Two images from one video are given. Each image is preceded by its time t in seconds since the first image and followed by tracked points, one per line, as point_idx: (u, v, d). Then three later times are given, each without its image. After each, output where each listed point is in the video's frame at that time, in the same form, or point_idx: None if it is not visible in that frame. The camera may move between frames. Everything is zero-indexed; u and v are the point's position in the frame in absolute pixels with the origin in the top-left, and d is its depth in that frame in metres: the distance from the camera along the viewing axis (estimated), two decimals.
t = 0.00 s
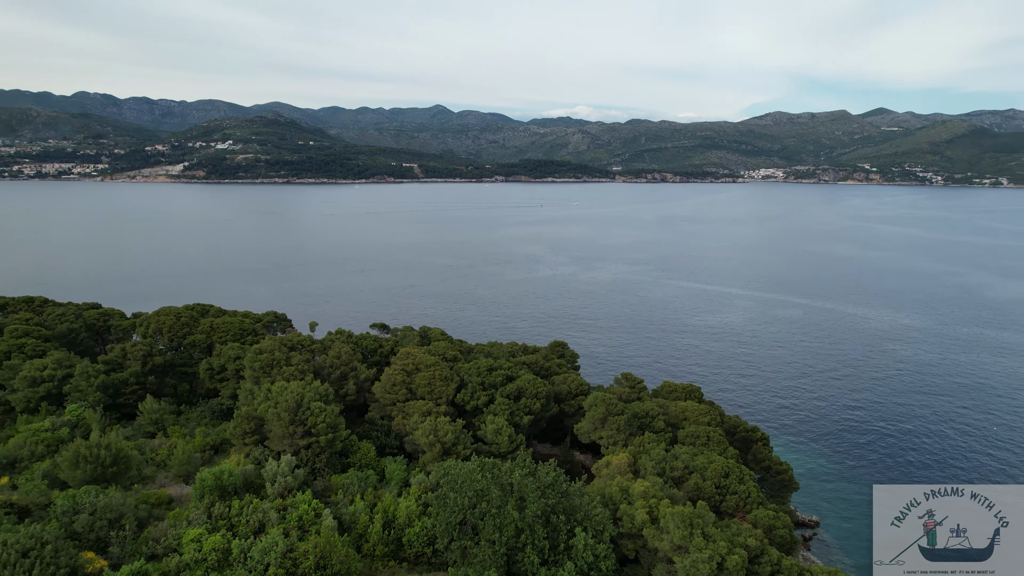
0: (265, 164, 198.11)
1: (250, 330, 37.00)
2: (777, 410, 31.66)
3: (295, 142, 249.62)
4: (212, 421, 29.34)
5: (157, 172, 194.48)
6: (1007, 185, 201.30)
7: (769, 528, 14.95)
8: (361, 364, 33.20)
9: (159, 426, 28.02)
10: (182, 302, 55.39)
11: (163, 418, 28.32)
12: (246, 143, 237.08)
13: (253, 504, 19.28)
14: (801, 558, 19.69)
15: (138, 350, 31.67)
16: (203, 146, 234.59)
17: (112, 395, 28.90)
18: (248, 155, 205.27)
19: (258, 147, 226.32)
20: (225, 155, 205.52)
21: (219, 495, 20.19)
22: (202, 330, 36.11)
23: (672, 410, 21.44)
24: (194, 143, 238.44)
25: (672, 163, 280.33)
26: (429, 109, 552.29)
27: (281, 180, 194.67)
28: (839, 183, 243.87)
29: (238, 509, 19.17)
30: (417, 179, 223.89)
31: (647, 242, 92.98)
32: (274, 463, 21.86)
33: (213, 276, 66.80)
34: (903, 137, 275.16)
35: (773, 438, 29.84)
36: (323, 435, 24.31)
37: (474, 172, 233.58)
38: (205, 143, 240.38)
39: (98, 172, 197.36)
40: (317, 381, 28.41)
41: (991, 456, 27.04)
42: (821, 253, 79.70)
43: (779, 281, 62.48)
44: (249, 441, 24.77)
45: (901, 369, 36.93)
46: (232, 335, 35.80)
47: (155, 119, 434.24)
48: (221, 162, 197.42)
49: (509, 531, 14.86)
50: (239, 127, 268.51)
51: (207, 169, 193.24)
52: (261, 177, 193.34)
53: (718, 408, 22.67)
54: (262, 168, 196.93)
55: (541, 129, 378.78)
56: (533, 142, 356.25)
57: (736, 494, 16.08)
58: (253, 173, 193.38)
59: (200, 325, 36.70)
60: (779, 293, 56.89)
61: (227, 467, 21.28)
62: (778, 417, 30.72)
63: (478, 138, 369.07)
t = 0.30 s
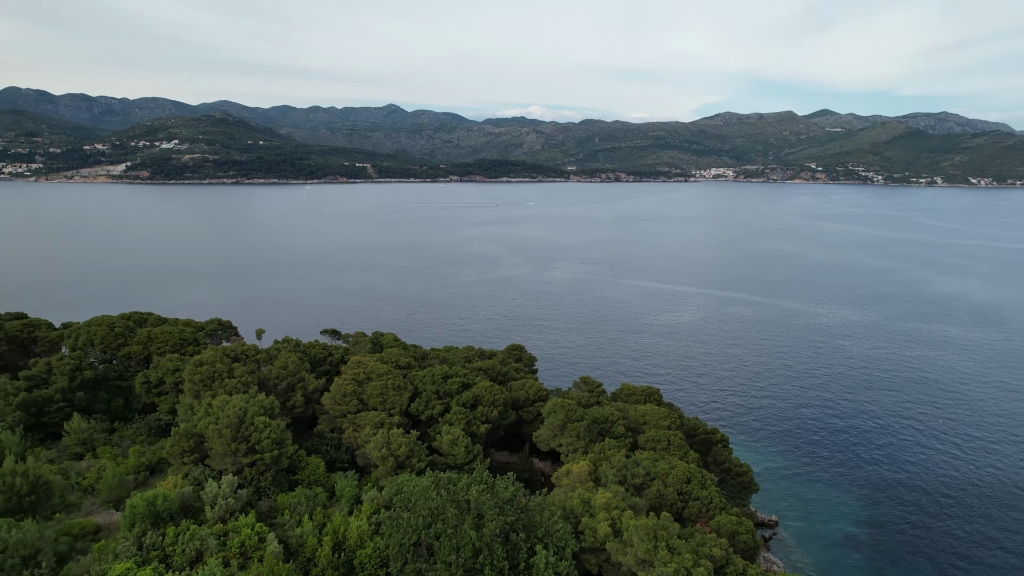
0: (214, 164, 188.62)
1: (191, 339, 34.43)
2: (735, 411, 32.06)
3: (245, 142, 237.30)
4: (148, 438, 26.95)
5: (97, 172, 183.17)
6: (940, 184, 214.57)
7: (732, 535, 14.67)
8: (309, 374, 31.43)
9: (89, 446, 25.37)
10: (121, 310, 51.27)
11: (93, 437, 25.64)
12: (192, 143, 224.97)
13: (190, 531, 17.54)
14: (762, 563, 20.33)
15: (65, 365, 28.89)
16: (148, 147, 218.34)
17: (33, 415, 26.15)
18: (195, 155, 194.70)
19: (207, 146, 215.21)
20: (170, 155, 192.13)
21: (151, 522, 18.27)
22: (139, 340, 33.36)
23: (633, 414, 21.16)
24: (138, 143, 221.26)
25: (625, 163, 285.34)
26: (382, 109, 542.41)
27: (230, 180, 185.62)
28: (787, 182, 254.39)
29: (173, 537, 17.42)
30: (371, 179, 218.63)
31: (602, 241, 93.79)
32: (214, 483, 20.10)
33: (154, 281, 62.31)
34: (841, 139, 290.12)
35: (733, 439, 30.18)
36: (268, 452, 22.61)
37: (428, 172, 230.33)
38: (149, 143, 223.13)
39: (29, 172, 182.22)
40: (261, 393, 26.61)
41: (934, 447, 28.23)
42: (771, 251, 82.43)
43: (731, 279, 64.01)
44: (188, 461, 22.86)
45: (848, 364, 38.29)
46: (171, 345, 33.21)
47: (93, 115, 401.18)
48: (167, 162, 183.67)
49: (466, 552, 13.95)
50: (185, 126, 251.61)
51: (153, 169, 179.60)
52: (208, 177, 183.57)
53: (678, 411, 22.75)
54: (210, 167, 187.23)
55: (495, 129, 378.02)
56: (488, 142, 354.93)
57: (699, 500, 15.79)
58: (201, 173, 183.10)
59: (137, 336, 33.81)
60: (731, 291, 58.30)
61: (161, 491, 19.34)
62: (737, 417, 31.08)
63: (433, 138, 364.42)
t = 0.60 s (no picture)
0: (161, 165, 178.14)
1: (127, 351, 31.87)
2: (695, 413, 32.40)
3: (194, 142, 225.15)
4: (75, 459, 24.52)
5: (33, 172, 166.99)
6: (883, 184, 225.99)
7: (697, 543, 14.47)
8: (256, 386, 29.53)
9: (7, 472, 22.75)
10: (53, 320, 47.39)
11: (13, 462, 23.08)
12: (137, 142, 209.94)
13: (119, 563, 15.77)
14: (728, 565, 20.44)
15: None
16: (89, 146, 202.16)
17: None
18: (141, 155, 182.66)
19: (155, 146, 202.42)
20: (113, 155, 179.43)
21: (72, 558, 16.35)
22: (67, 353, 30.51)
23: (594, 419, 20.78)
24: (76, 142, 205.48)
25: (581, 162, 288.21)
26: (334, 108, 528.64)
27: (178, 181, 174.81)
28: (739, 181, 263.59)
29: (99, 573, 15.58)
30: (323, 179, 211.98)
31: (560, 241, 93.95)
32: (146, 510, 18.26)
33: (90, 288, 57.93)
34: (789, 139, 301.80)
35: (694, 441, 30.41)
36: (210, 472, 20.86)
37: (383, 172, 225.48)
38: (89, 142, 207.71)
39: None
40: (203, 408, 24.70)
41: (884, 442, 29.24)
42: (723, 249, 84.68)
43: (689, 278, 65.14)
44: (120, 485, 20.84)
45: (802, 362, 39.39)
46: (102, 357, 30.50)
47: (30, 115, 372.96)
48: (109, 162, 172.59)
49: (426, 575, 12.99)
50: (128, 125, 235.94)
51: (94, 170, 168.16)
52: (155, 177, 172.39)
53: (638, 415, 22.72)
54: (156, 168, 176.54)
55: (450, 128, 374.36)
56: (443, 141, 351.09)
57: (663, 507, 15.48)
58: (148, 174, 172.25)
59: (66, 348, 30.95)
60: (687, 289, 59.36)
61: (87, 520, 17.44)
62: (697, 419, 31.39)
63: (387, 137, 357.30)
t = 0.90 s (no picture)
0: (108, 164, 168.73)
1: (61, 364, 29.52)
2: (660, 416, 32.47)
3: (145, 141, 213.48)
4: None
5: None
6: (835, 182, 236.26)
7: (665, 553, 14.18)
8: (202, 398, 27.68)
9: None
10: None
11: None
12: (82, 141, 196.98)
13: None
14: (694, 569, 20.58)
15: None
16: (29, 144, 188.34)
17: None
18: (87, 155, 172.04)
19: (103, 146, 191.24)
20: (56, 155, 167.01)
21: None
22: None
23: (558, 425, 20.31)
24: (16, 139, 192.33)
25: (541, 162, 289.43)
26: (288, 107, 513.67)
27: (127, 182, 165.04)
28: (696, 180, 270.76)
29: None
30: (280, 180, 205.13)
31: (522, 241, 93.72)
32: (73, 541, 16.47)
33: (25, 295, 53.57)
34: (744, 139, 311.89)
35: (659, 445, 30.52)
36: (149, 495, 19.16)
37: (342, 172, 220.18)
38: (30, 139, 194.18)
39: None
40: (142, 425, 22.85)
41: (843, 441, 29.96)
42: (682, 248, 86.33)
43: (651, 277, 65.88)
44: (47, 513, 18.88)
45: (761, 361, 40.18)
46: (30, 371, 27.93)
47: None
48: (52, 161, 162.25)
49: None
50: (71, 122, 221.35)
51: (35, 169, 157.80)
52: (102, 177, 163.08)
53: (603, 419, 22.49)
54: (102, 167, 166.89)
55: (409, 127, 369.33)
56: (403, 141, 346.04)
57: (630, 517, 15.15)
58: (95, 174, 163.01)
59: None
60: (648, 288, 60.05)
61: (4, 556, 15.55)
62: (662, 423, 31.36)
63: (345, 136, 349.33)
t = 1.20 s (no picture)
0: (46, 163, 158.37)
1: None
2: (624, 420, 32.45)
3: (89, 140, 201.60)
4: None
5: None
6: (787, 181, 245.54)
7: (632, 564, 13.81)
8: (139, 415, 25.62)
9: None
10: None
11: None
12: (18, 138, 183.49)
13: None
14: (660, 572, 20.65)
15: None
16: None
17: None
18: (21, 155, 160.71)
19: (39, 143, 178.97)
20: None
21: None
22: None
23: (520, 433, 19.73)
24: None
25: (500, 161, 288.97)
26: (238, 105, 494.83)
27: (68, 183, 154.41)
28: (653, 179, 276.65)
29: None
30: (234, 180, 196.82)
31: (483, 241, 92.88)
32: None
33: None
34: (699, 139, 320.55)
35: (622, 447, 30.69)
36: (75, 524, 17.20)
37: (296, 172, 213.37)
38: None
39: None
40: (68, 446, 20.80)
41: (800, 440, 30.66)
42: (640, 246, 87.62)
43: (611, 276, 66.41)
44: None
45: (719, 359, 41.05)
46: None
47: None
48: None
49: None
50: (5, 118, 205.77)
51: None
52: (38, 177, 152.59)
53: (566, 423, 22.15)
54: (39, 166, 156.29)
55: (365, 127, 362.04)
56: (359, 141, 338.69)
57: (595, 528, 14.75)
58: (31, 173, 152.70)
59: None
60: (608, 287, 60.47)
61: None
62: (625, 425, 31.58)
63: (299, 135, 339.04)
